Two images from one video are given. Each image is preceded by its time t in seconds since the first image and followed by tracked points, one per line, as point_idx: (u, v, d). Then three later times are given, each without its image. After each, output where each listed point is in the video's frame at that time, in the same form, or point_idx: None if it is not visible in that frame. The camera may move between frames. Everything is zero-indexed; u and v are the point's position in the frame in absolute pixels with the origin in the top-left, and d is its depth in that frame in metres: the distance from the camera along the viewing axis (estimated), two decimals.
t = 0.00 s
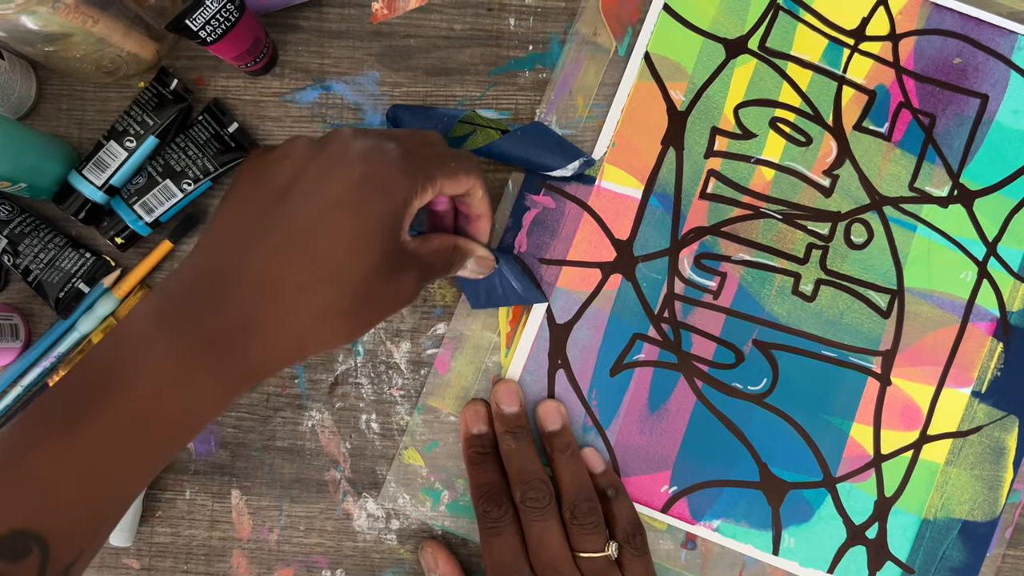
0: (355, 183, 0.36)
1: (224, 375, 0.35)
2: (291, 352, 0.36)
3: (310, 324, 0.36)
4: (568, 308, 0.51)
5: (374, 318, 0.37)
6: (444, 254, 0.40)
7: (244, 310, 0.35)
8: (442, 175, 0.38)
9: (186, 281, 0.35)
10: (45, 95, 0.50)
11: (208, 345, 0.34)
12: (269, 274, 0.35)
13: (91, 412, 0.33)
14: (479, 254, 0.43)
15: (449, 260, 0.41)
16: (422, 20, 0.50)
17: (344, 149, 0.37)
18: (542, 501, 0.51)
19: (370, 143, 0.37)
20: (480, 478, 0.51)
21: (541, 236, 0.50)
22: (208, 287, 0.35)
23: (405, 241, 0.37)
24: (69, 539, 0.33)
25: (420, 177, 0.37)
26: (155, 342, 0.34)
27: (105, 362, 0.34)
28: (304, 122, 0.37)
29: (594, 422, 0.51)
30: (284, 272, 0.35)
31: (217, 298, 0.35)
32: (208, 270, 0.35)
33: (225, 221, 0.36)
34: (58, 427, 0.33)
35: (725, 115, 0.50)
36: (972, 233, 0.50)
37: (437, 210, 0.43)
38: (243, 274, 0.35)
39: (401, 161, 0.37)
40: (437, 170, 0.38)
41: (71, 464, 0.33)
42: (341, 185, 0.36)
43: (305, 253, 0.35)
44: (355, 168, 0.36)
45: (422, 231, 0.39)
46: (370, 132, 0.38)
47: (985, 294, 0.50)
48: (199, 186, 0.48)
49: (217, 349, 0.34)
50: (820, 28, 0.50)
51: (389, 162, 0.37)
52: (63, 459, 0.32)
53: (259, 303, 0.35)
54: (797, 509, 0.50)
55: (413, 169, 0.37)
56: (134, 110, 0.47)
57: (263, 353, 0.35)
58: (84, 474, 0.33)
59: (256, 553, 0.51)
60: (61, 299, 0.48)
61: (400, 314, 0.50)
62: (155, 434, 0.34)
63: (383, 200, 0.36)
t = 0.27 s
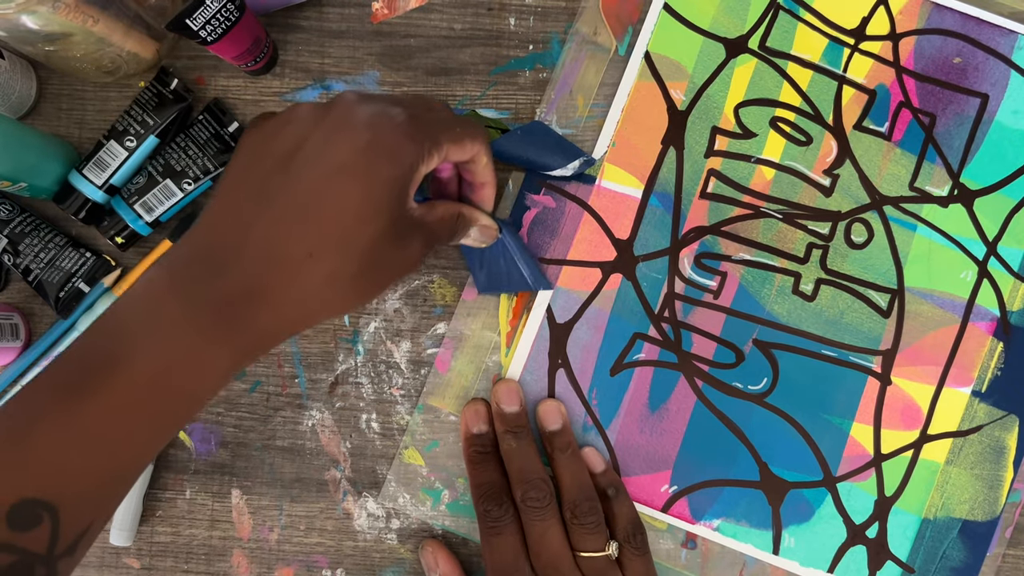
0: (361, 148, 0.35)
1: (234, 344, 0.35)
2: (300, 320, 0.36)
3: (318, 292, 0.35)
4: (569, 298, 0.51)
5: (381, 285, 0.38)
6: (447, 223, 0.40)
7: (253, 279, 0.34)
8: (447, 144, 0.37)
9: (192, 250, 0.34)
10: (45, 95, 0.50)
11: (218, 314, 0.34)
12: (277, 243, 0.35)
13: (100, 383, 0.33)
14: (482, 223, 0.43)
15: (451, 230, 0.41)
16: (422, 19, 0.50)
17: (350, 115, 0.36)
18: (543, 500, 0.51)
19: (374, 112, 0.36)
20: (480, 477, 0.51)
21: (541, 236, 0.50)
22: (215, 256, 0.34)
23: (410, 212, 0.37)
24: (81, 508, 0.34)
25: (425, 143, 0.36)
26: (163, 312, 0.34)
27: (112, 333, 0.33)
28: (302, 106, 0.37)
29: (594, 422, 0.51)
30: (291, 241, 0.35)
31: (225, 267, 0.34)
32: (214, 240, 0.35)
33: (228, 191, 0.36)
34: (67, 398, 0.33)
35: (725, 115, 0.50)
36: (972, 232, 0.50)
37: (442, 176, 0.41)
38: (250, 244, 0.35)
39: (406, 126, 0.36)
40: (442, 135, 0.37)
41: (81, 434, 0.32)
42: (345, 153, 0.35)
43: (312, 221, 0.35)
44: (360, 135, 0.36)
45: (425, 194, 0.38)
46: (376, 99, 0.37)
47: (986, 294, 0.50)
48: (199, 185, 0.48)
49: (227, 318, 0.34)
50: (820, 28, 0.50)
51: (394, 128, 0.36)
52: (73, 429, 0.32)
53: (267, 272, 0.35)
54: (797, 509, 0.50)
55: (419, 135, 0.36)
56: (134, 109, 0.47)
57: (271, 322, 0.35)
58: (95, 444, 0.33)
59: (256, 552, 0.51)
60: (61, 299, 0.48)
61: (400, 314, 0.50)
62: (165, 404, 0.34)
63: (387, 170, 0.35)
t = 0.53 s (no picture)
0: (349, 112, 0.35)
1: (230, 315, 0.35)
2: (295, 290, 0.36)
3: (313, 262, 0.35)
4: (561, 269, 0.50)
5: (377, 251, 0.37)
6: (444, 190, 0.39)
7: (246, 249, 0.34)
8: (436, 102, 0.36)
9: (185, 221, 0.34)
10: (45, 94, 0.50)
11: (212, 284, 0.34)
12: (270, 212, 0.34)
13: (93, 354, 0.32)
14: (478, 183, 0.42)
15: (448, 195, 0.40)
16: (422, 19, 0.50)
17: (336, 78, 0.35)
18: (543, 500, 0.51)
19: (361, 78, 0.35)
20: (479, 477, 0.51)
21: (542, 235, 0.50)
22: (208, 227, 0.34)
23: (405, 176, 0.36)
24: (78, 483, 0.33)
25: (415, 105, 0.35)
26: (156, 283, 0.33)
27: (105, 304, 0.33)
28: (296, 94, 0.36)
29: (594, 422, 0.51)
30: (284, 210, 0.34)
31: (218, 238, 0.34)
32: (206, 211, 0.35)
33: (217, 163, 0.36)
34: (61, 371, 0.32)
35: (725, 114, 0.50)
36: (972, 232, 0.50)
37: (434, 137, 0.41)
38: (242, 214, 0.34)
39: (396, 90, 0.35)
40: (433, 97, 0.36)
41: (76, 406, 0.32)
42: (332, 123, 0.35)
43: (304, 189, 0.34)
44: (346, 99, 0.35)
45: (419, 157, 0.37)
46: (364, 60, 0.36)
47: (985, 293, 0.50)
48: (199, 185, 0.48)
49: (221, 288, 0.34)
50: (820, 27, 0.50)
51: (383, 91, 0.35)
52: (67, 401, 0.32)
53: (261, 241, 0.34)
54: (797, 509, 0.50)
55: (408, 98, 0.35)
56: (134, 109, 0.47)
57: (266, 292, 0.35)
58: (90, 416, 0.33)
59: (256, 552, 0.51)
60: (62, 299, 0.48)
61: (400, 313, 0.50)
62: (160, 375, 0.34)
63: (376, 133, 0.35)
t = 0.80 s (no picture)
0: (351, 94, 0.35)
1: (236, 299, 0.35)
2: (298, 274, 0.36)
3: (316, 245, 0.36)
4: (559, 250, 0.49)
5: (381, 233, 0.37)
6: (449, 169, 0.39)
7: (250, 234, 0.35)
8: (443, 77, 0.35)
9: (190, 208, 0.35)
10: (45, 94, 0.50)
11: (218, 269, 0.35)
12: (274, 197, 0.35)
13: (99, 339, 0.33)
14: (482, 155, 0.41)
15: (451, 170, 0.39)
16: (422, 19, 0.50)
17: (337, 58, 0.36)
18: (543, 500, 0.51)
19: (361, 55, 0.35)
20: (480, 477, 0.51)
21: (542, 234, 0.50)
22: (213, 213, 0.35)
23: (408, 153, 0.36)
24: (86, 469, 0.34)
25: (418, 78, 0.35)
26: (163, 268, 0.34)
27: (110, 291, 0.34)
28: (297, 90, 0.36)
29: (594, 421, 0.51)
30: (287, 195, 0.35)
31: (224, 223, 0.35)
32: (210, 197, 0.35)
33: (221, 152, 0.36)
34: (68, 356, 0.33)
35: (726, 113, 0.50)
36: (973, 232, 0.50)
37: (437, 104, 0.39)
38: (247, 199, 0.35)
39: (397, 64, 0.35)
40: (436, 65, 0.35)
41: (84, 391, 0.33)
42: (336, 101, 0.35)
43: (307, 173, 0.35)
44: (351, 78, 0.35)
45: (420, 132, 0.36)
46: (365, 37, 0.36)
47: (986, 293, 0.50)
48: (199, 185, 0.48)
49: (226, 272, 0.35)
50: (821, 26, 0.50)
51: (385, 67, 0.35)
52: (75, 387, 0.32)
53: (266, 226, 0.35)
54: (797, 509, 0.50)
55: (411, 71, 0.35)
56: (134, 109, 0.47)
57: (271, 276, 0.36)
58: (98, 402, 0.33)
59: (256, 552, 0.51)
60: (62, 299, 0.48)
61: (400, 313, 0.50)
62: (168, 358, 0.34)
63: (380, 113, 0.35)
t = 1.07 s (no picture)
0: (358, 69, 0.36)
1: (248, 274, 0.36)
2: (306, 251, 0.38)
3: (326, 221, 0.37)
4: (566, 225, 0.49)
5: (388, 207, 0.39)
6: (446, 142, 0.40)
7: (260, 212, 0.36)
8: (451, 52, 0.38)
9: (196, 186, 0.36)
10: (45, 95, 0.50)
11: (229, 247, 0.35)
12: (282, 174, 0.36)
13: (111, 317, 0.33)
14: (482, 113, 0.41)
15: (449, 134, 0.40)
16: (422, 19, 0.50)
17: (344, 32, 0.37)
18: (543, 500, 0.51)
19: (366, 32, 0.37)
20: (480, 476, 0.51)
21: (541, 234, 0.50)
22: (221, 191, 0.36)
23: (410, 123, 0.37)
24: (101, 446, 0.34)
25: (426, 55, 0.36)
26: (175, 246, 0.35)
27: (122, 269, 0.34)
28: (301, 75, 0.37)
29: (594, 421, 0.51)
30: (295, 174, 0.36)
31: (233, 201, 0.36)
32: (217, 174, 0.36)
33: (222, 134, 0.37)
34: (82, 333, 0.33)
35: (726, 113, 0.50)
36: (973, 231, 0.50)
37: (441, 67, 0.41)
38: (255, 177, 0.36)
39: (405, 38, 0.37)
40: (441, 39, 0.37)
41: (101, 369, 0.33)
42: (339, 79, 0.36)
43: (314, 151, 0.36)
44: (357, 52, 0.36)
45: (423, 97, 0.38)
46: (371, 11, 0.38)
47: (986, 293, 0.50)
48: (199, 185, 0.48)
49: (238, 251, 0.36)
50: (821, 25, 0.50)
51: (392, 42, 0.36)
52: (91, 363, 0.33)
53: (275, 203, 0.36)
54: (797, 509, 0.50)
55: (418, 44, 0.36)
56: (134, 109, 0.47)
57: (280, 254, 0.37)
58: (116, 377, 0.33)
59: (256, 552, 0.51)
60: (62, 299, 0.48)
61: (400, 314, 0.50)
62: (183, 334, 0.35)
63: (386, 85, 0.36)
